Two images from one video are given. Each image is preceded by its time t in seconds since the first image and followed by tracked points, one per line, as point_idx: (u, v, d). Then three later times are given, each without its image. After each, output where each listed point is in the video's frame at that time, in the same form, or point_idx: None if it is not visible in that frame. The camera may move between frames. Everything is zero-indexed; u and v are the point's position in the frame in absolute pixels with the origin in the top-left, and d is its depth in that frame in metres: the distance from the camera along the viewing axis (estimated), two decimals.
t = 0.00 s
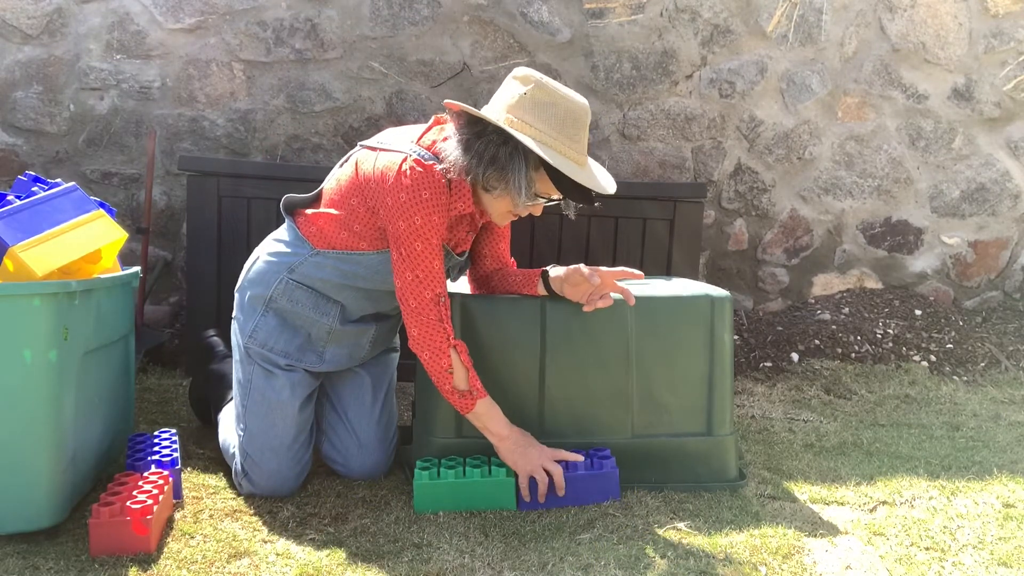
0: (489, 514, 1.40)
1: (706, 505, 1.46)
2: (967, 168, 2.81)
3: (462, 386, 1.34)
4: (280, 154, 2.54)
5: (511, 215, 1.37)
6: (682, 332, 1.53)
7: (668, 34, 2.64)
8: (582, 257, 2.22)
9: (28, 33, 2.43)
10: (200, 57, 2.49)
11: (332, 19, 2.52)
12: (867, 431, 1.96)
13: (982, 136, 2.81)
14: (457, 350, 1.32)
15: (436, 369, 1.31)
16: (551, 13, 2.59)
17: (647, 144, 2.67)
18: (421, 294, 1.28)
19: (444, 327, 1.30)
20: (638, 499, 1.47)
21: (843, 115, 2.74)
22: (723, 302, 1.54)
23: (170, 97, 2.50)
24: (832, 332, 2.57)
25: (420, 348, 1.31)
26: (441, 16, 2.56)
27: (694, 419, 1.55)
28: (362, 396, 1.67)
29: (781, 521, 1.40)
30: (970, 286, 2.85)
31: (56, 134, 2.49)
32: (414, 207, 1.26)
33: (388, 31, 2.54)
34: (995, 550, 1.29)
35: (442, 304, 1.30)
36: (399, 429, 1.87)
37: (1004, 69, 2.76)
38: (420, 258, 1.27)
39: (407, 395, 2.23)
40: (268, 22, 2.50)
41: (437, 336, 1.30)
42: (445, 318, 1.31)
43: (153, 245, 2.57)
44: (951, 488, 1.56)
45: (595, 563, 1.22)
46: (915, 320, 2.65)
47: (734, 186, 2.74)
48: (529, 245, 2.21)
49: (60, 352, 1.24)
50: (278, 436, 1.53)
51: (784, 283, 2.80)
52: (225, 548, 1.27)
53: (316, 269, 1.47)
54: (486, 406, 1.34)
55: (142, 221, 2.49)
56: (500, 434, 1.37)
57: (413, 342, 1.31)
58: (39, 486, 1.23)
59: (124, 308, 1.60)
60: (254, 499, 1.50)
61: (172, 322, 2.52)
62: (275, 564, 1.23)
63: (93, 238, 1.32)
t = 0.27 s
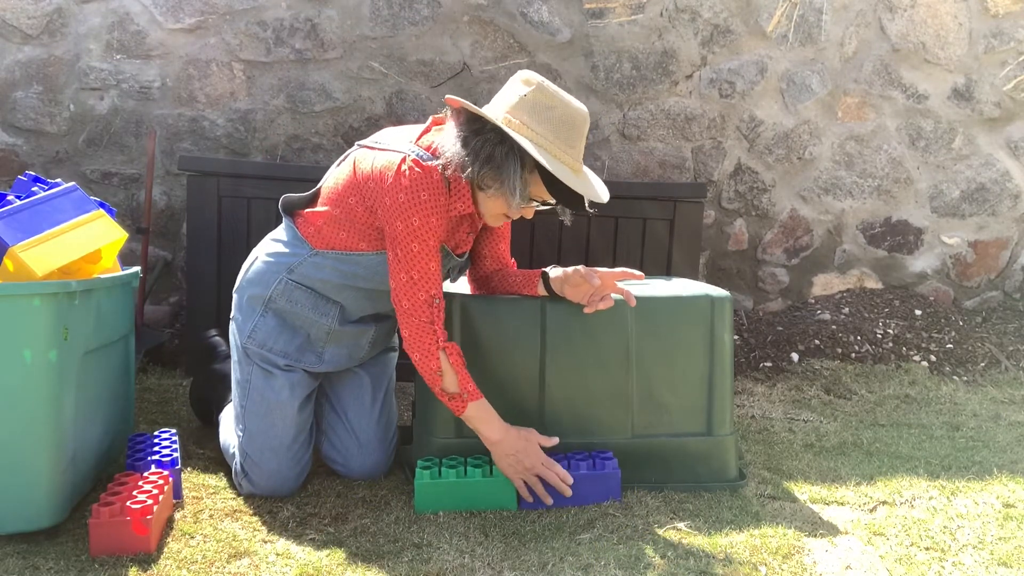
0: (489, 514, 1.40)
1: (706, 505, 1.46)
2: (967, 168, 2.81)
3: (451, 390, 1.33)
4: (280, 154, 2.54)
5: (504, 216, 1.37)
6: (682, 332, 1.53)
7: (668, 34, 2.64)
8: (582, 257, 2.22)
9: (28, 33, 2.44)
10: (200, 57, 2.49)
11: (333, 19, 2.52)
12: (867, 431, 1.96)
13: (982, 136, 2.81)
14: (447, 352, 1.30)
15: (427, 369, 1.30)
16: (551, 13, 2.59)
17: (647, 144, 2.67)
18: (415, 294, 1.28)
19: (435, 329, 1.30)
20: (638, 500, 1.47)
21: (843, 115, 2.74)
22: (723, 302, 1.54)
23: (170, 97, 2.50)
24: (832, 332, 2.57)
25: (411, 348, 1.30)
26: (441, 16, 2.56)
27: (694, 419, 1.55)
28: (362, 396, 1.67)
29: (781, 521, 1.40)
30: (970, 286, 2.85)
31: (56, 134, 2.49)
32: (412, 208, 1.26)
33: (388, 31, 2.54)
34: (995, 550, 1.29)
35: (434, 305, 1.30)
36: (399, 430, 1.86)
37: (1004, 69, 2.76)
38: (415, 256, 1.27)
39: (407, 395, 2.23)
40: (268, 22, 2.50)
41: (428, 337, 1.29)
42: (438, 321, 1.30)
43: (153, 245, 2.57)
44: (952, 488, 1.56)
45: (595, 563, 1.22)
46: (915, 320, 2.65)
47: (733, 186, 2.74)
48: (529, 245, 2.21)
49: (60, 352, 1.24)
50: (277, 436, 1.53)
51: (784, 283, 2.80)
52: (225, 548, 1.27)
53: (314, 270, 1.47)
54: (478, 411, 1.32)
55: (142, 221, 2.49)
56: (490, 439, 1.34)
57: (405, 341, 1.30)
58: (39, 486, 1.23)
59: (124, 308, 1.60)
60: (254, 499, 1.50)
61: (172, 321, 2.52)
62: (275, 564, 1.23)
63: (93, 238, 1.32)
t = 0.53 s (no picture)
0: (490, 514, 1.40)
1: (706, 505, 1.46)
2: (967, 168, 2.81)
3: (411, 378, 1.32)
4: (280, 154, 2.54)
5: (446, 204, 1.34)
6: (682, 332, 1.53)
7: (668, 35, 2.64)
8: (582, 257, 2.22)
9: (28, 33, 2.44)
10: (201, 57, 2.49)
11: (333, 19, 2.52)
12: (867, 431, 1.96)
13: (982, 136, 2.81)
14: (403, 342, 1.29)
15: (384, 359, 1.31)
16: (551, 13, 2.59)
17: (647, 144, 2.67)
18: (366, 285, 1.28)
19: (389, 318, 1.30)
20: (638, 500, 1.47)
21: (843, 115, 2.74)
22: (723, 302, 1.54)
23: (170, 97, 2.50)
24: (832, 332, 2.57)
25: (368, 338, 1.31)
26: (441, 16, 2.56)
27: (694, 419, 1.55)
28: (360, 397, 1.68)
29: (781, 521, 1.40)
30: (970, 286, 2.85)
31: (56, 134, 2.49)
32: (363, 201, 1.28)
33: (388, 31, 2.54)
34: (995, 550, 1.29)
35: (387, 295, 1.29)
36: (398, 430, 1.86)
37: (1004, 69, 2.76)
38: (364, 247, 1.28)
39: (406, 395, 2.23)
40: (268, 22, 2.50)
41: (381, 327, 1.29)
42: (392, 311, 1.30)
43: (153, 245, 2.57)
44: (952, 488, 1.56)
45: (595, 563, 1.22)
46: (916, 320, 2.65)
47: (733, 186, 2.74)
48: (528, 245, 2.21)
49: (60, 352, 1.24)
50: (274, 435, 1.53)
51: (784, 283, 2.80)
52: (225, 548, 1.27)
53: (298, 270, 1.47)
54: (438, 397, 1.31)
55: (142, 221, 2.49)
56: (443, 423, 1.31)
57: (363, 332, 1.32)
58: (39, 486, 1.23)
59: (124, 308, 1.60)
60: (254, 499, 1.49)
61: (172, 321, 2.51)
62: (275, 564, 1.23)
63: (93, 238, 1.32)
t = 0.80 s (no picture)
0: (490, 514, 1.40)
1: (706, 505, 1.46)
2: (967, 168, 2.81)
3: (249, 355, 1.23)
4: (280, 154, 2.54)
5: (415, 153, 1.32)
6: (682, 331, 1.53)
7: (668, 34, 2.64)
8: (582, 257, 2.22)
9: (28, 33, 2.44)
10: (200, 57, 2.49)
11: (333, 18, 2.52)
12: (867, 431, 1.95)
13: (982, 136, 2.81)
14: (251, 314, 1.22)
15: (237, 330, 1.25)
16: (551, 13, 2.59)
17: (647, 143, 2.67)
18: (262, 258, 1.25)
19: (258, 290, 1.23)
20: (638, 500, 1.47)
21: (843, 115, 2.74)
22: (723, 302, 1.54)
23: (170, 97, 2.50)
24: (832, 332, 2.57)
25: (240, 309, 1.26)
26: (441, 16, 2.56)
27: (695, 418, 1.55)
28: (356, 397, 1.68)
29: (781, 521, 1.40)
30: (970, 286, 2.85)
31: (56, 134, 2.49)
32: (302, 172, 1.29)
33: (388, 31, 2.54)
34: (995, 550, 1.29)
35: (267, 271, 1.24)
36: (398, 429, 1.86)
37: (1004, 69, 2.76)
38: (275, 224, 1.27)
39: (406, 395, 2.23)
40: (268, 22, 2.50)
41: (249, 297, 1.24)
42: (266, 285, 1.23)
43: (153, 245, 2.57)
44: (951, 488, 1.56)
45: (596, 563, 1.22)
46: (916, 320, 2.65)
47: (733, 186, 2.74)
48: (529, 246, 2.21)
49: (60, 352, 1.23)
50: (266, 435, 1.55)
51: (784, 283, 2.80)
52: (225, 548, 1.27)
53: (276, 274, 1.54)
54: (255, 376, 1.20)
55: (142, 221, 2.49)
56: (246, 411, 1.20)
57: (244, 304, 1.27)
58: (39, 486, 1.23)
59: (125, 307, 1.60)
60: (254, 499, 1.49)
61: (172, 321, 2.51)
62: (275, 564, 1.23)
63: (94, 238, 1.32)
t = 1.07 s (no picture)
0: (490, 514, 1.40)
1: (707, 505, 1.46)
2: (967, 168, 2.81)
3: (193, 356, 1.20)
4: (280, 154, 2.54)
5: (388, 146, 1.33)
6: (682, 331, 1.53)
7: (668, 34, 2.64)
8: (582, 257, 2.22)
9: (28, 33, 2.44)
10: (201, 57, 2.49)
11: (332, 18, 2.52)
12: (867, 432, 1.95)
13: (982, 136, 2.81)
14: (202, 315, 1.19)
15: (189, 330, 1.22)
16: (551, 13, 2.59)
17: (647, 143, 2.67)
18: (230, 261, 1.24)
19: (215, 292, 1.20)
20: (638, 500, 1.47)
21: (843, 115, 2.74)
22: (724, 302, 1.54)
23: (170, 97, 2.50)
24: (832, 332, 2.57)
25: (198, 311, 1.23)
26: (441, 16, 2.56)
27: (695, 419, 1.55)
28: (350, 397, 1.68)
29: (781, 521, 1.40)
30: (971, 286, 2.85)
31: (56, 134, 2.49)
32: (279, 176, 1.28)
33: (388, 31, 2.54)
34: (995, 550, 1.29)
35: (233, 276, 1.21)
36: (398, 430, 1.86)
37: (1004, 69, 2.76)
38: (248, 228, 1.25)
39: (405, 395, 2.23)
40: (268, 22, 2.50)
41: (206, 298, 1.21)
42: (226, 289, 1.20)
43: (153, 245, 2.57)
44: (951, 488, 1.56)
45: (596, 563, 1.22)
46: (916, 320, 2.65)
47: (734, 186, 2.74)
48: (529, 246, 2.21)
49: (60, 352, 1.23)
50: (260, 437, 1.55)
51: (784, 283, 2.80)
52: (225, 548, 1.27)
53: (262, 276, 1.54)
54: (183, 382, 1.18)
55: (142, 221, 2.49)
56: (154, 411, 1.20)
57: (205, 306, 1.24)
58: (39, 486, 1.24)
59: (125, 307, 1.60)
60: (254, 498, 1.50)
61: (172, 322, 2.51)
62: (276, 564, 1.22)
63: (94, 238, 1.32)
